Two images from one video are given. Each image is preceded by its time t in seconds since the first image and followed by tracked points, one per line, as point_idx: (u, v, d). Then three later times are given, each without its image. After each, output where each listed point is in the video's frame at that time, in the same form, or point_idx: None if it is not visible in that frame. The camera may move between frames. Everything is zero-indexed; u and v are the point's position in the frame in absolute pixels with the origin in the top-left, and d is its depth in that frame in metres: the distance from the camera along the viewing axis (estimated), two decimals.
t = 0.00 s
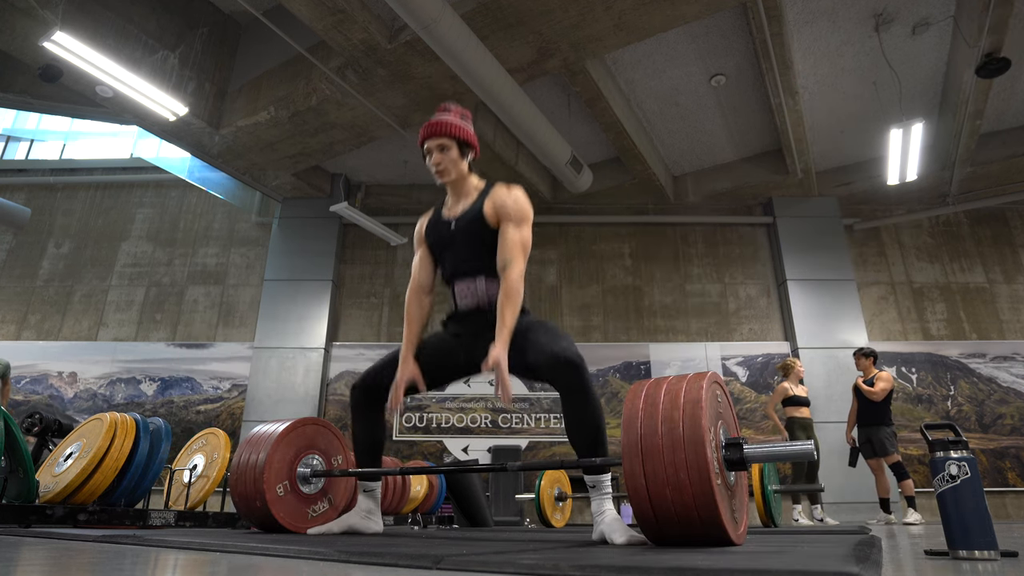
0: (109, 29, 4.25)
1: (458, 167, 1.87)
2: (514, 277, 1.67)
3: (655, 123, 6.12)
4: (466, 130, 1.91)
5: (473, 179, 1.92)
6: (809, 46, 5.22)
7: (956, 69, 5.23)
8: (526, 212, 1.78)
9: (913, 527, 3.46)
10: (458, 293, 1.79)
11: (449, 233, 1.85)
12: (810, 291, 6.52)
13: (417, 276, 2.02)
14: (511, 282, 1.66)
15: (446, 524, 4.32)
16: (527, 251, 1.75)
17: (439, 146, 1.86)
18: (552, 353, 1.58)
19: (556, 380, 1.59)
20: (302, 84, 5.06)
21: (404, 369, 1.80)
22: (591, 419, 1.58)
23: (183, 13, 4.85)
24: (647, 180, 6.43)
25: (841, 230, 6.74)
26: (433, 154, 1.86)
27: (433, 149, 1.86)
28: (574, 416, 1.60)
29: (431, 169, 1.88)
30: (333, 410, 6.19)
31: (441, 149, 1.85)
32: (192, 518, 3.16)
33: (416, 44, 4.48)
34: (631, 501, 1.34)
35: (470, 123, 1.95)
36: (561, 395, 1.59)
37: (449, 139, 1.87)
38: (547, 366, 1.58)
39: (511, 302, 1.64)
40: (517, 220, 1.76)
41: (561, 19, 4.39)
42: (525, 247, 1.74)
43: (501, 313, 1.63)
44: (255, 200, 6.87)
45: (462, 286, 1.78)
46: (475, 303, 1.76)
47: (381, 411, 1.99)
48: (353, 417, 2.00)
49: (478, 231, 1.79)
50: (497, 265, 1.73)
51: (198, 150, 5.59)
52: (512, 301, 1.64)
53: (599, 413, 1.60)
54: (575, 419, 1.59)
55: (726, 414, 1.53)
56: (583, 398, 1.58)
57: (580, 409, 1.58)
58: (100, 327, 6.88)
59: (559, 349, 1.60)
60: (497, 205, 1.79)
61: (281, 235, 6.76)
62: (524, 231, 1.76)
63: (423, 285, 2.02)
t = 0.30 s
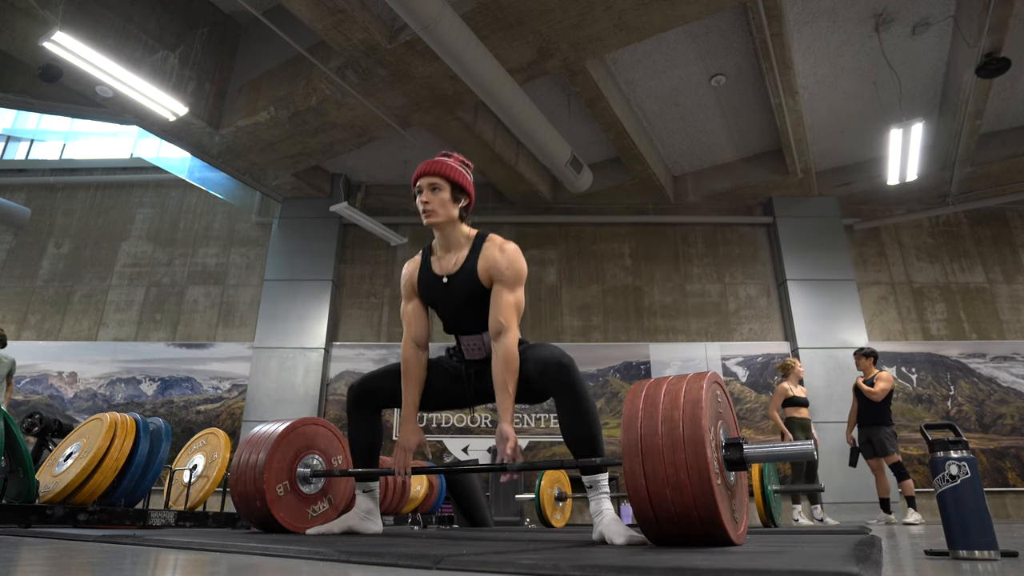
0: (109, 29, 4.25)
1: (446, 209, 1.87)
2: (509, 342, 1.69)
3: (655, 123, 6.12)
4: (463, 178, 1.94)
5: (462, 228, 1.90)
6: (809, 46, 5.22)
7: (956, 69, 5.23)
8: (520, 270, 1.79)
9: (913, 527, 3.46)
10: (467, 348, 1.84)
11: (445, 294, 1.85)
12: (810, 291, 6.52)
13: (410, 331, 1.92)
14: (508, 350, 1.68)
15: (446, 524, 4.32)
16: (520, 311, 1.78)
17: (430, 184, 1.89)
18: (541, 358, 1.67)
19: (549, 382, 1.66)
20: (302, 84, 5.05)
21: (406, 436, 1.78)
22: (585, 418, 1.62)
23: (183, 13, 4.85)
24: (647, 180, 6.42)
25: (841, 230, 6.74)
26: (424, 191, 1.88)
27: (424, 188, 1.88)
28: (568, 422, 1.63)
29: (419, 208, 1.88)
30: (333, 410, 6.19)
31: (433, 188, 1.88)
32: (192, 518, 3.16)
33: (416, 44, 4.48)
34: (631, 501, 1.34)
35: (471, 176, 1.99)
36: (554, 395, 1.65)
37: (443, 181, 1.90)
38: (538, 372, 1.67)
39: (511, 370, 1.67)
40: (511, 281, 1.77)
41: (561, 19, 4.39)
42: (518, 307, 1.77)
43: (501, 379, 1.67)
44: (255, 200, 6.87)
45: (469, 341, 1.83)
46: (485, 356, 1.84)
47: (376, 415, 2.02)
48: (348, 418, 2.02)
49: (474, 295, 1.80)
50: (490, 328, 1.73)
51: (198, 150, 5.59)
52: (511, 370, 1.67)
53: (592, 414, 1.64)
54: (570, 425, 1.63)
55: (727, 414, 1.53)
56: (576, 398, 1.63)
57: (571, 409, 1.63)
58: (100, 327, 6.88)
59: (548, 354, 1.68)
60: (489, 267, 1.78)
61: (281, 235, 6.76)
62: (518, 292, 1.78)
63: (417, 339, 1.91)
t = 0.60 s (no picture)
0: (109, 29, 4.25)
1: (438, 212, 1.84)
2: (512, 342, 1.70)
3: (655, 123, 6.12)
4: (454, 180, 1.91)
5: (455, 231, 1.87)
6: (809, 46, 5.22)
7: (956, 69, 5.23)
8: (516, 270, 1.79)
9: (913, 527, 3.46)
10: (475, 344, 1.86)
11: (447, 300, 1.86)
12: (810, 291, 6.52)
13: (410, 335, 1.94)
14: (510, 350, 1.68)
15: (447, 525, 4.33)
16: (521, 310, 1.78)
17: (422, 187, 1.84)
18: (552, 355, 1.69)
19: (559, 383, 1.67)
20: (302, 84, 5.05)
21: (407, 438, 1.79)
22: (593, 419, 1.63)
23: (183, 13, 4.86)
24: (647, 180, 6.42)
25: (841, 230, 6.74)
26: (415, 194, 1.84)
27: (416, 190, 1.84)
28: (577, 423, 1.64)
29: (410, 211, 1.84)
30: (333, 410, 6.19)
31: (424, 190, 1.83)
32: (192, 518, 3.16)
33: (416, 44, 4.48)
34: (631, 501, 1.34)
35: (462, 178, 1.96)
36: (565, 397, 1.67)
37: (435, 183, 1.86)
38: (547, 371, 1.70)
39: (514, 370, 1.68)
40: (509, 281, 1.77)
41: (561, 19, 4.39)
42: (519, 306, 1.76)
43: (506, 380, 1.67)
44: (255, 200, 6.87)
45: (483, 332, 1.87)
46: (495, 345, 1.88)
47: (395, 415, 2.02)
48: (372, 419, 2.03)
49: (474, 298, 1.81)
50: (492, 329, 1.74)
51: (198, 150, 5.59)
52: (515, 371, 1.68)
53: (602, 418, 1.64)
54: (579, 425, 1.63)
55: (726, 415, 1.53)
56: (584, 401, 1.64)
57: (581, 410, 1.64)
58: (100, 327, 6.88)
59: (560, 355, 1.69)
60: (486, 270, 1.78)
61: (281, 235, 6.76)
62: (516, 291, 1.77)
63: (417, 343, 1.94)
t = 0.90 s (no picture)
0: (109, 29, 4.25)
1: (457, 205, 1.93)
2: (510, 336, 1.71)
3: (655, 123, 6.12)
4: (477, 181, 2.01)
5: (470, 226, 1.94)
6: (809, 46, 5.22)
7: (956, 69, 5.23)
8: (523, 271, 1.82)
9: (913, 527, 3.45)
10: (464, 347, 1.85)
11: (445, 295, 1.86)
12: (810, 291, 6.52)
13: (412, 333, 1.92)
14: (508, 346, 1.71)
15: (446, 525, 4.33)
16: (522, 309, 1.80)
17: (444, 180, 1.96)
18: (540, 359, 1.66)
19: (549, 384, 1.64)
20: (302, 84, 5.06)
21: (405, 436, 1.79)
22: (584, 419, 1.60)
23: (183, 14, 4.86)
24: (647, 180, 6.42)
25: (841, 230, 6.74)
26: (437, 186, 1.95)
27: (438, 183, 1.95)
28: (565, 418, 1.62)
29: (431, 201, 1.94)
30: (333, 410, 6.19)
31: (445, 184, 1.95)
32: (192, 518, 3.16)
33: (416, 44, 4.48)
34: (631, 501, 1.34)
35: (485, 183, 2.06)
36: (555, 399, 1.62)
37: (457, 179, 1.97)
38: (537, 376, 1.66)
39: (510, 363, 1.71)
40: (513, 278, 1.79)
41: (561, 20, 4.39)
42: (520, 305, 1.79)
43: (501, 375, 1.70)
44: (255, 200, 6.87)
45: (470, 341, 1.84)
46: (484, 357, 1.84)
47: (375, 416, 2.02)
48: (345, 419, 2.02)
49: (476, 292, 1.81)
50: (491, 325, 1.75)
51: (197, 150, 5.59)
52: (511, 366, 1.70)
53: (593, 414, 1.62)
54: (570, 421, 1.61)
55: (727, 414, 1.52)
56: (577, 402, 1.60)
57: (572, 410, 1.60)
58: (100, 327, 6.88)
59: (548, 354, 1.67)
60: (493, 264, 1.80)
61: (281, 235, 6.76)
62: (520, 290, 1.80)
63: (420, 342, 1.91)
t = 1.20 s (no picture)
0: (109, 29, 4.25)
1: (470, 160, 1.91)
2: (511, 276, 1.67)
3: (655, 123, 6.11)
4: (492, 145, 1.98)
5: (482, 182, 1.92)
6: (809, 46, 5.23)
7: (956, 69, 5.23)
8: (527, 218, 1.78)
9: (913, 527, 3.45)
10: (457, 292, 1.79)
11: (448, 241, 1.85)
12: (810, 291, 6.52)
13: (421, 281, 1.96)
14: (508, 285, 1.65)
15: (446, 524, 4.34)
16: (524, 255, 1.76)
17: (459, 140, 1.95)
18: (547, 352, 1.59)
19: (553, 380, 1.60)
20: (302, 84, 5.06)
21: (414, 374, 1.80)
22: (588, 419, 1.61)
23: (183, 14, 4.86)
24: (647, 180, 6.42)
25: (841, 231, 6.74)
26: (451, 143, 1.95)
27: (452, 141, 1.95)
28: (569, 415, 1.62)
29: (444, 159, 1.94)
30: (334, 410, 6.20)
31: (459, 141, 1.94)
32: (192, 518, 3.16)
33: (416, 44, 4.48)
34: (631, 501, 1.35)
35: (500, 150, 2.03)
36: (560, 395, 1.61)
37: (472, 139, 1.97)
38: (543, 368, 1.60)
39: (511, 304, 1.65)
40: (517, 225, 1.75)
41: (561, 19, 4.39)
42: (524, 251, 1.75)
43: (501, 312, 1.65)
44: (255, 200, 6.87)
45: (465, 284, 1.78)
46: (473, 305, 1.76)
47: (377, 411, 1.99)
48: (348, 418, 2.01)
49: (482, 236, 1.79)
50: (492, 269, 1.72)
51: (197, 150, 5.59)
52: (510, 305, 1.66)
53: (597, 413, 1.62)
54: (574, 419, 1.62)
55: (726, 415, 1.53)
56: (582, 402, 1.60)
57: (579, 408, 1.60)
58: (100, 327, 6.88)
59: (555, 349, 1.60)
60: (498, 212, 1.77)
61: (281, 235, 6.76)
62: (524, 236, 1.76)
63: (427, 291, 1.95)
